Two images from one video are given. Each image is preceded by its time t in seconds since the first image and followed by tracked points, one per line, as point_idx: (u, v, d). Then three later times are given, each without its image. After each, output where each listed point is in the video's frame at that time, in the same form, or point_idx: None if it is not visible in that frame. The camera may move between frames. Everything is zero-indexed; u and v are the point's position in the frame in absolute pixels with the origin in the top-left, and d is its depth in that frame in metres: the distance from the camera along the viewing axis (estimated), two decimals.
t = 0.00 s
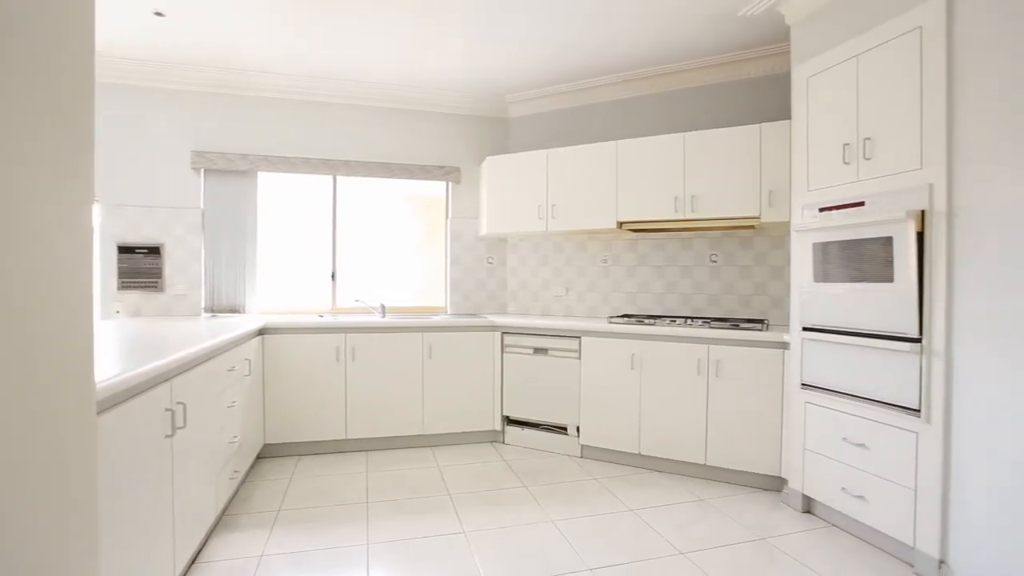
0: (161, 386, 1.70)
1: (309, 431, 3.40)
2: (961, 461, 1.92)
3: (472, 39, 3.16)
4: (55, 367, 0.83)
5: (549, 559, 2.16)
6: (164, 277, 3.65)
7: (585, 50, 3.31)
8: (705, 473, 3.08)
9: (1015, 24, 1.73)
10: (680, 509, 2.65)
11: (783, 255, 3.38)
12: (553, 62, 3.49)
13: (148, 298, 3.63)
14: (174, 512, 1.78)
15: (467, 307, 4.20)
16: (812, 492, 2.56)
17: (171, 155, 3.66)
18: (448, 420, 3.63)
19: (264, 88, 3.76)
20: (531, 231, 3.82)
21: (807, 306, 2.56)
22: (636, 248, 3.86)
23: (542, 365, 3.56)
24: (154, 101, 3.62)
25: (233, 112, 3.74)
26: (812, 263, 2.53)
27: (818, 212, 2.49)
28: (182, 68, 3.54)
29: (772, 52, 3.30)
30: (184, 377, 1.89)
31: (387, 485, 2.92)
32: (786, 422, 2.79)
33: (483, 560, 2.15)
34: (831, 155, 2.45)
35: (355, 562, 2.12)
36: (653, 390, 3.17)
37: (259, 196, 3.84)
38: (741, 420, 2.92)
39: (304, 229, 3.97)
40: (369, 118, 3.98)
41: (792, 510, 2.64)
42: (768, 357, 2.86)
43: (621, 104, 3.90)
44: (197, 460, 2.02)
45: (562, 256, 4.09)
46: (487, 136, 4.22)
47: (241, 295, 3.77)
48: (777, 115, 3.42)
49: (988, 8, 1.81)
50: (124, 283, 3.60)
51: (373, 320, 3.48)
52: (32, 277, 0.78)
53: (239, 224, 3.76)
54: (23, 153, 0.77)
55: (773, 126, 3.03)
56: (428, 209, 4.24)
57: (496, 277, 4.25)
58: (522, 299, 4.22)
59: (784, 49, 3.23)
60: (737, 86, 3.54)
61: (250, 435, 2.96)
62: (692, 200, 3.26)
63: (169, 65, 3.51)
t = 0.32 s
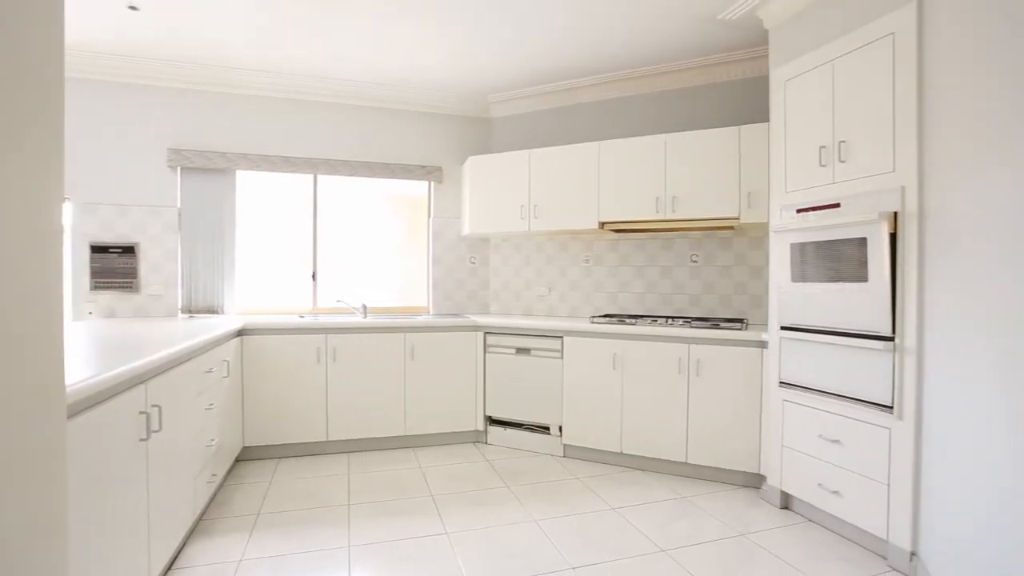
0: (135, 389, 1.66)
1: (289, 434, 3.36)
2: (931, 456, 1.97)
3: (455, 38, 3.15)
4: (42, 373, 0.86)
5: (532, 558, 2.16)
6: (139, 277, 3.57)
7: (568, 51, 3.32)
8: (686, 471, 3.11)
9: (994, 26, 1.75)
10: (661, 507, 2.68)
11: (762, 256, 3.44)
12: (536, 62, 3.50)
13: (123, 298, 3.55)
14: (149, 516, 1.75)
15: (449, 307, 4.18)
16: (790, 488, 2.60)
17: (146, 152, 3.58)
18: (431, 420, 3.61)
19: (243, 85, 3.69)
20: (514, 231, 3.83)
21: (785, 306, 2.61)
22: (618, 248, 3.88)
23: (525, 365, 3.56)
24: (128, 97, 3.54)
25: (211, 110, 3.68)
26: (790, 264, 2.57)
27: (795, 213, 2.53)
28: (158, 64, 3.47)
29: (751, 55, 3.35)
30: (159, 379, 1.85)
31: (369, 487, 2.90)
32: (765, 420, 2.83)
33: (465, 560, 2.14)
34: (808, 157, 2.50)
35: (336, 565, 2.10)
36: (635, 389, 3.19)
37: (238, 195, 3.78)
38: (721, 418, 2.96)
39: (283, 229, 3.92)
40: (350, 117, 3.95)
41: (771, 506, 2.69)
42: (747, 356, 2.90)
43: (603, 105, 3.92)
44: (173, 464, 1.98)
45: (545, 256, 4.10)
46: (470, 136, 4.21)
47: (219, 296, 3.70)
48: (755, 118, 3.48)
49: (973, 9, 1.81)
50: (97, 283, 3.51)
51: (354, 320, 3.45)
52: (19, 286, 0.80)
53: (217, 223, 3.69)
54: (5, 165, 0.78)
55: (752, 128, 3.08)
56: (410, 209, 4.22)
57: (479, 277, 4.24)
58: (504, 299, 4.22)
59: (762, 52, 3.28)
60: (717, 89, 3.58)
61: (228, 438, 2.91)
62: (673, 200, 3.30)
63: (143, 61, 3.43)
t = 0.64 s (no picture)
0: (114, 391, 1.63)
1: (272, 435, 3.32)
2: (907, 451, 2.02)
3: (441, 38, 3.15)
4: (23, 370, 0.87)
5: (518, 558, 2.17)
6: (118, 277, 3.50)
7: (554, 51, 3.32)
8: (670, 469, 3.14)
9: (992, 26, 1.68)
10: (646, 506, 2.69)
11: (745, 256, 3.48)
12: (522, 62, 3.50)
13: (101, 298, 3.48)
14: (127, 521, 1.71)
15: (435, 307, 4.17)
16: (772, 485, 2.64)
17: (125, 150, 3.51)
18: (417, 422, 3.59)
19: (225, 83, 3.64)
20: (499, 231, 3.82)
21: (767, 305, 2.64)
22: (603, 248, 3.90)
23: (511, 365, 3.56)
24: (106, 94, 3.47)
25: (192, 107, 3.62)
26: (772, 264, 2.60)
27: (777, 214, 2.56)
28: (137, 60, 3.40)
29: (734, 58, 3.39)
30: (138, 382, 1.82)
31: (354, 489, 2.87)
32: (747, 418, 2.87)
33: (451, 561, 2.14)
34: (789, 158, 2.53)
35: (319, 568, 2.08)
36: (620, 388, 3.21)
37: (220, 195, 3.73)
38: (704, 417, 2.99)
39: (267, 229, 3.88)
40: (335, 116, 3.91)
41: (754, 503, 2.72)
42: (730, 355, 2.93)
43: (589, 105, 3.94)
44: (153, 468, 1.94)
45: (531, 256, 4.10)
46: (455, 135, 4.20)
47: (200, 296, 3.64)
48: (738, 120, 3.52)
49: (962, 11, 1.80)
50: (74, 283, 3.43)
51: (339, 320, 3.42)
52: None
53: (198, 222, 3.63)
54: None
55: (735, 130, 3.11)
56: (396, 209, 4.20)
57: (464, 277, 4.23)
58: (490, 299, 4.21)
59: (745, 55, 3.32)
60: (701, 91, 3.62)
61: (210, 440, 2.87)
62: (657, 201, 3.32)
63: (122, 56, 3.37)
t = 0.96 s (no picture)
0: (93, 394, 1.60)
1: (256, 437, 3.28)
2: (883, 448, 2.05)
3: (428, 38, 3.14)
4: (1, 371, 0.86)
5: (505, 558, 2.17)
6: (96, 277, 3.43)
7: (540, 51, 3.33)
8: (655, 468, 3.16)
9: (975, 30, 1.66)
10: (632, 504, 2.71)
11: (729, 256, 3.52)
12: (508, 62, 3.50)
13: (79, 299, 3.41)
14: (105, 526, 1.68)
15: (421, 307, 4.15)
16: (755, 482, 2.67)
17: (104, 147, 3.45)
18: (403, 422, 3.57)
19: (207, 80, 3.59)
20: (485, 231, 3.82)
21: (750, 305, 2.67)
22: (589, 248, 3.92)
23: (497, 365, 3.56)
24: (84, 90, 3.40)
25: (173, 105, 3.56)
26: (755, 264, 2.63)
27: (760, 214, 2.59)
28: (116, 56, 3.34)
29: (718, 60, 3.43)
30: (118, 384, 1.79)
31: (339, 490, 2.85)
32: (731, 417, 2.90)
33: (437, 562, 2.13)
34: (772, 159, 2.56)
35: (303, 571, 2.06)
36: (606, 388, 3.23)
37: (202, 194, 3.68)
38: (689, 415, 3.02)
39: (250, 228, 3.83)
40: (319, 114, 3.88)
41: (738, 501, 2.75)
42: (715, 354, 2.96)
43: (575, 106, 3.95)
44: (133, 472, 1.90)
45: (517, 256, 4.11)
46: (441, 134, 4.18)
47: (182, 296, 3.58)
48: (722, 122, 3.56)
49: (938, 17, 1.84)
50: (50, 283, 3.35)
51: (325, 321, 3.40)
52: None
53: (180, 222, 3.57)
54: None
55: (719, 131, 3.14)
56: (381, 209, 4.17)
57: (450, 277, 4.22)
58: (476, 299, 4.21)
59: (728, 58, 3.36)
60: (685, 92, 3.65)
61: (191, 443, 2.82)
62: (643, 201, 3.35)
63: (101, 52, 3.30)
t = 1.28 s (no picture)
0: (71, 397, 1.57)
1: (240, 439, 3.24)
2: (862, 445, 2.09)
3: (414, 37, 3.13)
4: None
5: (492, 559, 2.16)
6: (74, 277, 3.36)
7: (527, 51, 3.33)
8: (641, 467, 3.18)
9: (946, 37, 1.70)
10: (618, 503, 2.72)
11: (714, 256, 3.55)
12: (495, 62, 3.50)
13: (56, 299, 3.33)
14: (84, 532, 1.64)
15: (407, 307, 4.13)
16: (740, 480, 2.70)
17: (82, 145, 3.38)
18: (389, 423, 3.55)
19: (188, 77, 3.54)
20: (472, 231, 3.81)
21: (735, 304, 2.69)
22: (575, 248, 3.93)
23: (483, 365, 3.55)
24: (62, 87, 3.34)
25: (153, 102, 3.50)
26: (739, 264, 2.66)
27: (744, 215, 2.62)
28: (94, 51, 3.27)
29: (703, 62, 3.46)
30: (97, 386, 1.75)
31: (324, 493, 2.82)
32: (717, 415, 2.93)
33: (424, 563, 2.12)
34: (756, 161, 2.59)
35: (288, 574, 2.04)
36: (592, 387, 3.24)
37: (184, 192, 3.62)
38: (675, 414, 3.04)
39: (234, 228, 3.79)
40: (304, 113, 3.85)
41: (723, 498, 2.78)
42: (700, 353, 2.99)
43: (561, 106, 3.96)
44: (112, 476, 1.87)
45: (504, 256, 4.10)
46: (428, 134, 4.17)
47: (163, 296, 3.53)
48: (706, 123, 3.59)
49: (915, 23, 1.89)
50: (25, 283, 3.27)
51: (311, 321, 3.37)
52: None
53: (161, 221, 3.52)
54: None
55: (704, 132, 3.17)
56: (366, 208, 4.14)
57: (437, 277, 4.21)
58: (463, 299, 4.20)
59: (713, 60, 3.39)
60: (671, 93, 3.68)
61: (173, 445, 2.78)
62: (629, 201, 3.36)
63: (79, 48, 3.23)
